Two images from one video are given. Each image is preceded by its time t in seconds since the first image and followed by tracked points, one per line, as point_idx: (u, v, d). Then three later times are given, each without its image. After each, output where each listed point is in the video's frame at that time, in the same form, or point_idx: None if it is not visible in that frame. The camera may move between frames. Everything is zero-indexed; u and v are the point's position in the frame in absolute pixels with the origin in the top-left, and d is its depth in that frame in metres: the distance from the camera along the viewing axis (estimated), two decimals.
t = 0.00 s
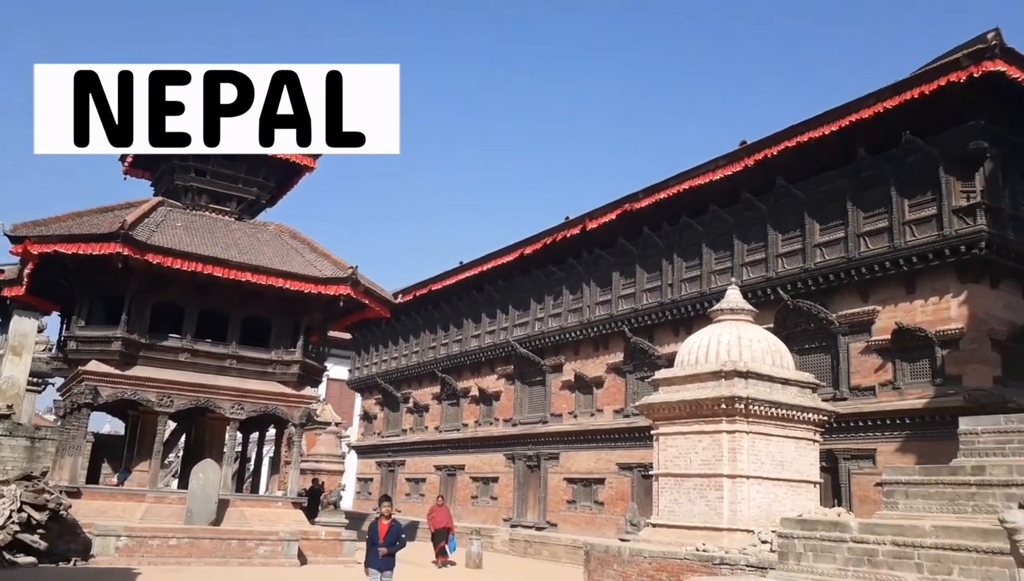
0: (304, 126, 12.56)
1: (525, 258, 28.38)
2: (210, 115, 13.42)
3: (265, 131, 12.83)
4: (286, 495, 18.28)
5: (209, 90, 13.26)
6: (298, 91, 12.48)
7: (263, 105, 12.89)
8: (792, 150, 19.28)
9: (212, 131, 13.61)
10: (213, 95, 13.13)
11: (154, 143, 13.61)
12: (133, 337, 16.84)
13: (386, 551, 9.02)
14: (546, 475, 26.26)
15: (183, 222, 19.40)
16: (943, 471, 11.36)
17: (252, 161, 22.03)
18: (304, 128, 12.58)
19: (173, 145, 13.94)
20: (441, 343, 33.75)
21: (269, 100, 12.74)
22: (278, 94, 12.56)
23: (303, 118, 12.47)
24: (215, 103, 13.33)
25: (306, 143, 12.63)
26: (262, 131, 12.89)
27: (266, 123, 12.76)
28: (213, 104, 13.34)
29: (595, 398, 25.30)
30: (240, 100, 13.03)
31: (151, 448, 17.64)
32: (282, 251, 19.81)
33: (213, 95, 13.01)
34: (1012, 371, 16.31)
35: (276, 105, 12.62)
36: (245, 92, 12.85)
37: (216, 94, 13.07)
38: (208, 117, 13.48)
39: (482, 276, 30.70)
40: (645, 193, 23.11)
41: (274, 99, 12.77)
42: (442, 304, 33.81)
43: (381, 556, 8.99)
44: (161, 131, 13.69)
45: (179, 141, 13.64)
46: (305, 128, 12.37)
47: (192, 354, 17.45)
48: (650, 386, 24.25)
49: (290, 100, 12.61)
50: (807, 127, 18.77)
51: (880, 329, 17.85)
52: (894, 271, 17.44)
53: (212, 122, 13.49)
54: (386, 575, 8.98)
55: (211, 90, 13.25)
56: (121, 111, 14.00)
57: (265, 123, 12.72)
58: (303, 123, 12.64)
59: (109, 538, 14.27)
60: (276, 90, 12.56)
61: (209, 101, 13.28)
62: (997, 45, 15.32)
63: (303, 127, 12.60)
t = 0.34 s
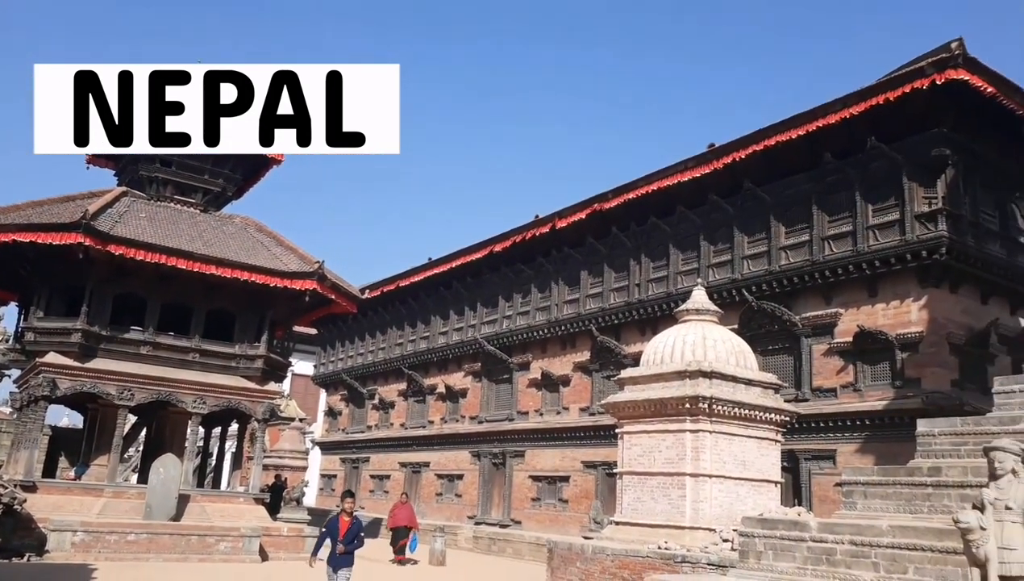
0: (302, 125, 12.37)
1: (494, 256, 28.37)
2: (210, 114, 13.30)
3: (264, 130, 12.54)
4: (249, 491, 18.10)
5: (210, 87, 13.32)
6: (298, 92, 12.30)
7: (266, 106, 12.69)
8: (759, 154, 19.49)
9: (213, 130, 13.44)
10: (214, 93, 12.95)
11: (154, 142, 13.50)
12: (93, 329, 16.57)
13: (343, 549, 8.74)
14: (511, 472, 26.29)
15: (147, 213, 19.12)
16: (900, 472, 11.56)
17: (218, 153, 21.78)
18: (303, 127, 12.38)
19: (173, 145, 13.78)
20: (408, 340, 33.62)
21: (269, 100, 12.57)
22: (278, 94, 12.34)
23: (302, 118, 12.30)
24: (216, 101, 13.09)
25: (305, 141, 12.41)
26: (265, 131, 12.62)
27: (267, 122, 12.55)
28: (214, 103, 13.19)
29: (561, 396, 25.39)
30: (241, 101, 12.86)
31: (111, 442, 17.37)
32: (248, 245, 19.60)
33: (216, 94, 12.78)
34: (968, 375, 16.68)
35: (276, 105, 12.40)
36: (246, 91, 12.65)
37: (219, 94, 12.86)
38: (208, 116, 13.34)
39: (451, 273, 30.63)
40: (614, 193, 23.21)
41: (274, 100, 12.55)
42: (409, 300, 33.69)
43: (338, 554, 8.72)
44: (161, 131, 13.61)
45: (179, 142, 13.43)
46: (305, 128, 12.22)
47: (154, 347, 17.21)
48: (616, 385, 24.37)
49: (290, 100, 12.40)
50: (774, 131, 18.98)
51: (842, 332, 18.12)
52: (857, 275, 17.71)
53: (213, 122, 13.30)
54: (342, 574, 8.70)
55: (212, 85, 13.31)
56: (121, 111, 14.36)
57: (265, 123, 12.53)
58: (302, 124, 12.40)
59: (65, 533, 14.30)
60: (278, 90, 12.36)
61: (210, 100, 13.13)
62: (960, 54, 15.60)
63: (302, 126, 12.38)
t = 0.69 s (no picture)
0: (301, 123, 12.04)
1: (457, 250, 28.29)
2: (210, 115, 12.77)
3: (264, 130, 12.11)
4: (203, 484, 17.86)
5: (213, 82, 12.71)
6: (297, 89, 12.01)
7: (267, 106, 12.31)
8: (720, 154, 19.68)
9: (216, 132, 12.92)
10: (217, 92, 12.52)
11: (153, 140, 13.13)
12: (44, 318, 16.18)
13: (301, 545, 8.65)
14: (470, 467, 26.28)
15: (101, 200, 18.73)
16: (852, 469, 11.81)
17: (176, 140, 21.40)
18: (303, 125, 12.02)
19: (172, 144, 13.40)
20: (368, 333, 33.38)
21: (269, 99, 12.15)
22: (278, 92, 11.99)
23: (301, 115, 11.99)
24: (218, 101, 12.63)
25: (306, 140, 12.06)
26: (267, 129, 12.13)
27: (267, 122, 12.20)
28: (215, 102, 12.73)
29: (521, 392, 25.44)
30: (242, 99, 12.43)
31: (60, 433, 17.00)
32: (205, 234, 19.29)
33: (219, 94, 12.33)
34: (919, 375, 17.08)
35: (276, 105, 12.05)
36: (246, 90, 12.29)
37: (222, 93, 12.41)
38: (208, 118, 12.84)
39: (412, 267, 30.48)
40: (576, 189, 23.27)
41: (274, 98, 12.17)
42: (370, 294, 33.45)
43: (296, 550, 8.61)
44: (158, 127, 13.19)
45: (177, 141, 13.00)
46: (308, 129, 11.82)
47: (107, 337, 16.87)
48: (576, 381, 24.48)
49: (289, 100, 12.07)
50: (735, 132, 19.18)
51: (797, 331, 18.41)
52: (813, 275, 17.99)
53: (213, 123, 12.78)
54: (299, 571, 8.62)
55: (216, 81, 12.67)
56: (121, 111, 13.91)
57: (266, 123, 12.12)
58: (302, 124, 12.08)
59: (11, 527, 13.80)
60: (278, 87, 12.02)
61: (209, 99, 12.71)
62: (918, 60, 15.91)
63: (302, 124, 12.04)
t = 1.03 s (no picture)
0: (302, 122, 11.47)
1: (420, 243, 28.16)
2: (211, 115, 11.84)
3: (264, 129, 11.47)
4: (159, 478, 17.58)
5: (219, 81, 11.84)
6: (298, 90, 11.39)
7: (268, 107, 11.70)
8: (682, 151, 19.83)
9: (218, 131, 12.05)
10: (219, 91, 11.72)
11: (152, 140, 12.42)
12: None
13: (260, 547, 8.02)
14: (431, 461, 26.24)
15: (54, 187, 18.31)
16: (808, 463, 12.04)
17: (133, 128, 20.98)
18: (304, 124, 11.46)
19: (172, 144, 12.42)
20: (329, 326, 33.10)
21: (273, 99, 11.47)
22: (280, 92, 11.38)
23: (301, 116, 11.41)
24: (219, 103, 11.81)
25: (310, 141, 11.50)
26: (266, 131, 11.49)
27: (267, 123, 11.54)
28: (215, 105, 11.93)
29: (484, 386, 25.45)
30: (244, 99, 11.62)
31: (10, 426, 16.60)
32: (163, 224, 18.95)
33: (220, 92, 11.58)
34: (873, 371, 17.44)
35: (277, 105, 11.43)
36: (247, 89, 11.62)
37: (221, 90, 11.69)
38: (207, 119, 11.94)
39: (375, 260, 30.27)
40: (540, 184, 23.29)
41: (275, 96, 11.55)
42: (331, 286, 33.18)
43: (254, 552, 7.98)
44: (161, 130, 12.45)
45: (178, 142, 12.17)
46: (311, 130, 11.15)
47: (60, 328, 16.52)
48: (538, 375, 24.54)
49: (289, 101, 11.48)
50: (698, 129, 19.34)
51: (756, 327, 18.65)
52: (772, 272, 18.25)
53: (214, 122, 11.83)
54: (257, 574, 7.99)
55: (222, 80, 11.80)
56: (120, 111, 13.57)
57: (265, 124, 11.48)
58: (302, 124, 11.54)
59: None
60: (278, 87, 11.42)
61: (209, 101, 11.89)
62: (875, 62, 16.22)
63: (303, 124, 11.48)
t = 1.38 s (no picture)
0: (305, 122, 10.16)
1: (382, 236, 27.97)
2: (209, 115, 10.37)
3: (263, 130, 10.14)
4: (111, 471, 17.24)
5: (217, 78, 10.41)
6: (300, 89, 10.14)
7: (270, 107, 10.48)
8: (645, 148, 19.95)
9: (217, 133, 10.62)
10: (219, 90, 10.33)
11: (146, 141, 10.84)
12: None
13: (219, 539, 7.92)
14: (390, 455, 26.12)
15: (4, 173, 17.82)
16: (764, 458, 12.26)
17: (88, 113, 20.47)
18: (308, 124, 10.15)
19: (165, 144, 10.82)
20: (288, 319, 32.72)
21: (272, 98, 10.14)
22: (281, 90, 10.09)
23: (303, 116, 10.07)
24: (220, 102, 10.40)
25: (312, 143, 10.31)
26: (267, 131, 10.09)
27: (267, 124, 10.24)
28: (215, 104, 10.47)
29: (445, 379, 25.39)
30: (243, 98, 10.30)
31: None
32: (118, 212, 18.56)
33: (218, 89, 10.26)
34: (828, 367, 17.75)
35: (278, 105, 10.12)
36: (248, 87, 10.29)
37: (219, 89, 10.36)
38: (206, 120, 10.49)
39: (336, 252, 29.98)
40: (504, 178, 23.27)
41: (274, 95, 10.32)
42: (290, 278, 32.79)
43: (213, 545, 7.87)
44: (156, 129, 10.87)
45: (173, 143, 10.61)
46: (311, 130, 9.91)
47: (9, 317, 16.13)
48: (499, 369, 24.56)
49: (289, 101, 10.19)
50: (661, 127, 19.47)
51: (714, 323, 18.87)
52: (731, 269, 18.47)
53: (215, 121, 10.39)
54: (216, 567, 7.89)
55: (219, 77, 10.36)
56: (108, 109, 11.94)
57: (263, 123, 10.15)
58: (304, 125, 10.20)
59: None
60: (279, 86, 10.12)
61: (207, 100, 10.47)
62: (834, 64, 16.49)
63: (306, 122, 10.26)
